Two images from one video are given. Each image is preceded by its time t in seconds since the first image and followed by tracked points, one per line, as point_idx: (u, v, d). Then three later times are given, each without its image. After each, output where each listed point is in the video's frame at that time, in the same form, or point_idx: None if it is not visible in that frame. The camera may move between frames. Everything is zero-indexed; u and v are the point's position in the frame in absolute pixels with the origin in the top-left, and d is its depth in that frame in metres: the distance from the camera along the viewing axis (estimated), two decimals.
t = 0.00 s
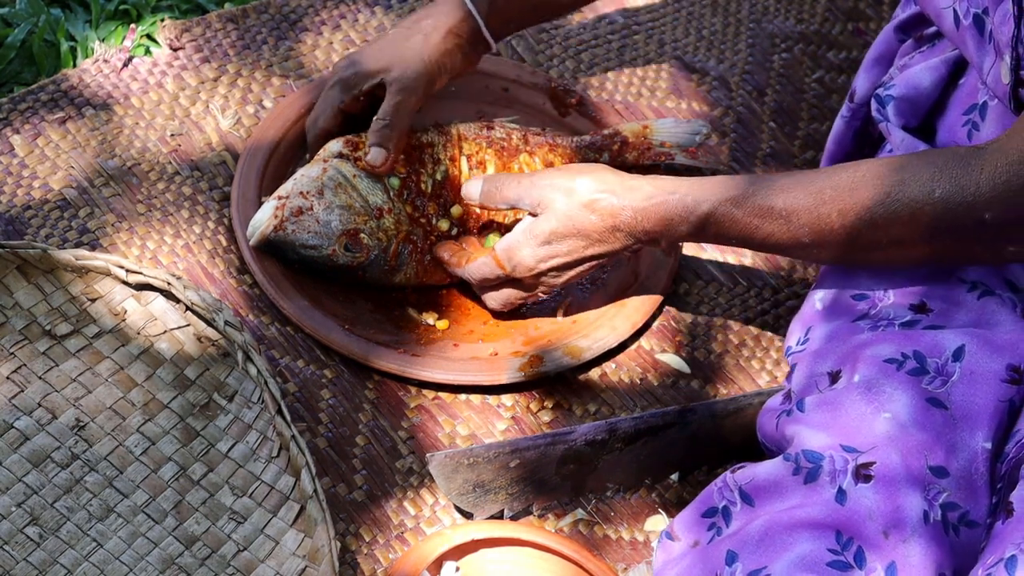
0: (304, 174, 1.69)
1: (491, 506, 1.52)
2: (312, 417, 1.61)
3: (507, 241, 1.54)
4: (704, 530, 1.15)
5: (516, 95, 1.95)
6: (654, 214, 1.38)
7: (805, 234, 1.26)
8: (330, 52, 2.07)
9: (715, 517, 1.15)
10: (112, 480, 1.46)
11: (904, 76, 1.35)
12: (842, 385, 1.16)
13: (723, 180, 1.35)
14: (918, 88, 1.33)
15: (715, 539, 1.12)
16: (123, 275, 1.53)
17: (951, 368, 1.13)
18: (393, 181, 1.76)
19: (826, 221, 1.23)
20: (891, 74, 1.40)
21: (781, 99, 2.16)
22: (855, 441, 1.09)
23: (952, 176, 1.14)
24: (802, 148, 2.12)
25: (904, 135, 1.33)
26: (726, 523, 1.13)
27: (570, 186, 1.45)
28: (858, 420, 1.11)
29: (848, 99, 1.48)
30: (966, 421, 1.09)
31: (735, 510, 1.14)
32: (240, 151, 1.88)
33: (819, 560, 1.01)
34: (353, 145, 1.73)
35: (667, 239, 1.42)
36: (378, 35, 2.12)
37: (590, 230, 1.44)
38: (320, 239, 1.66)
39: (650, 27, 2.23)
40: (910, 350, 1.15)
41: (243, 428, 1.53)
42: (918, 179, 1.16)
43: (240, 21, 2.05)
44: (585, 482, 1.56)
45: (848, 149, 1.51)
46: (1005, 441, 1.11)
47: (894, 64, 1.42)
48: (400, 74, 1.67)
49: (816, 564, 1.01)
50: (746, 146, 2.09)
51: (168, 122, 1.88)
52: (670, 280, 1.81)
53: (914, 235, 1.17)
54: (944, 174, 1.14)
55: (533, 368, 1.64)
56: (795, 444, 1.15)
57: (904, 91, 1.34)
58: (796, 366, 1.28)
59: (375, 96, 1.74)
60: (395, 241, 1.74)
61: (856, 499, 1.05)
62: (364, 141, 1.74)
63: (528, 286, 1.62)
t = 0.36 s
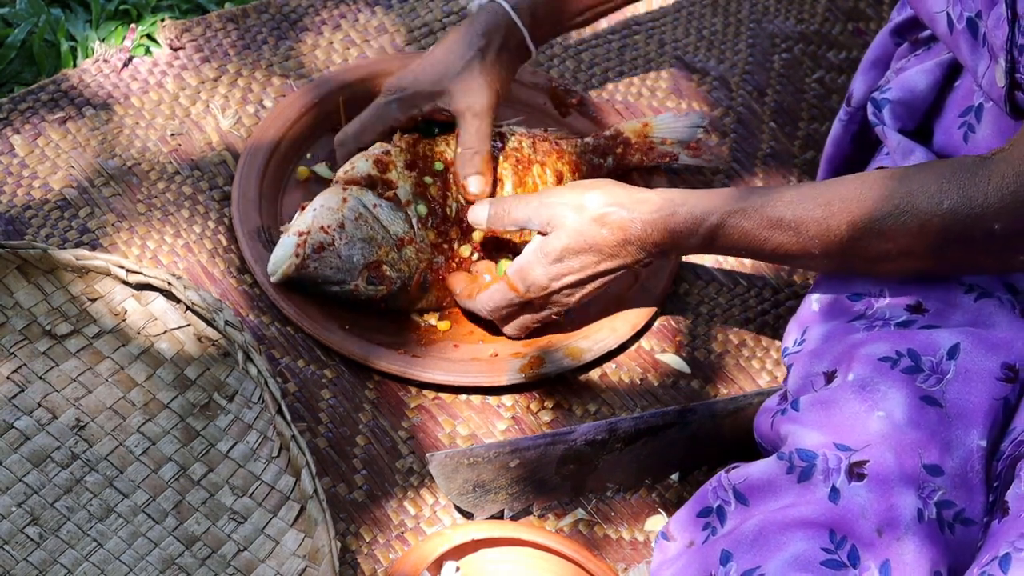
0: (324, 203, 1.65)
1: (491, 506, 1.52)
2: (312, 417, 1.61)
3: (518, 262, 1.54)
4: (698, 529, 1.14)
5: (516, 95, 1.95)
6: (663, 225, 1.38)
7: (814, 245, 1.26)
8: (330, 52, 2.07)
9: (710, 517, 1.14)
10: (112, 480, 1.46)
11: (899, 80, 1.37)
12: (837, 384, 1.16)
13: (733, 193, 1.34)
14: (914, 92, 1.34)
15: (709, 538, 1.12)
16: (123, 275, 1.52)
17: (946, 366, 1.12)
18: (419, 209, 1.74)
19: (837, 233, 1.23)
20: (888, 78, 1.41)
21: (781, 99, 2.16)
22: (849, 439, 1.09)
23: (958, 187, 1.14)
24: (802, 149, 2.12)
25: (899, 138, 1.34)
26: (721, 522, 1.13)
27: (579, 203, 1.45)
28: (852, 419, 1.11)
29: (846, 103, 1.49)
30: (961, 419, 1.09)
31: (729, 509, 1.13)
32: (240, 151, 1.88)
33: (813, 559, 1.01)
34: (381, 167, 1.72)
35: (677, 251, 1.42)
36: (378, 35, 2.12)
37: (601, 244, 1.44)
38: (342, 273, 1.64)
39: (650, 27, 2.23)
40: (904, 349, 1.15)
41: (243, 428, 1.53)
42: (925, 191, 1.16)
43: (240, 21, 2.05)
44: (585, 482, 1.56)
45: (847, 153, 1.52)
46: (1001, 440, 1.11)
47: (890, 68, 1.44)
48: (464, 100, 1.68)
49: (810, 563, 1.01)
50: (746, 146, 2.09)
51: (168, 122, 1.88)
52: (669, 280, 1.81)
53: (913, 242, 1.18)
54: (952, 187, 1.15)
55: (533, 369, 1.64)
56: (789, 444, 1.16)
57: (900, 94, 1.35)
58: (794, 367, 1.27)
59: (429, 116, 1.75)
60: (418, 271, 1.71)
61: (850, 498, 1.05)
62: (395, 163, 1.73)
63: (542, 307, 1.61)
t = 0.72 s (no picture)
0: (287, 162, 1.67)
1: (491, 506, 1.52)
2: (312, 417, 1.61)
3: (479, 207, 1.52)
4: (692, 529, 1.14)
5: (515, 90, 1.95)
6: (621, 185, 1.35)
7: (772, 211, 1.24)
8: (330, 52, 2.07)
9: (703, 517, 1.14)
10: (112, 480, 1.46)
11: (893, 76, 1.36)
12: (827, 382, 1.16)
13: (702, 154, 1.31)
14: (908, 88, 1.34)
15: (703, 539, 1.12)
16: (123, 275, 1.52)
17: (937, 364, 1.13)
18: (391, 180, 1.73)
19: (794, 200, 1.21)
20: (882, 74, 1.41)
21: (781, 99, 2.16)
22: (839, 437, 1.10)
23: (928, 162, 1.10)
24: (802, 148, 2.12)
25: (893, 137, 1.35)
26: (714, 522, 1.12)
27: (539, 155, 1.41)
28: (843, 417, 1.11)
29: (841, 96, 1.49)
30: (952, 416, 1.10)
31: (722, 509, 1.13)
32: (240, 151, 1.88)
33: (805, 557, 1.00)
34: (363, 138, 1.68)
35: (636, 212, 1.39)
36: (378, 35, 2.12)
37: (559, 199, 1.41)
38: (302, 232, 1.69)
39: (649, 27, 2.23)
40: (895, 347, 1.15)
41: (243, 428, 1.53)
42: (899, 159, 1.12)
43: (240, 21, 2.05)
44: (585, 482, 1.56)
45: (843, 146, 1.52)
46: (993, 437, 1.12)
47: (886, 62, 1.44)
48: (461, 75, 1.54)
49: (802, 562, 1.00)
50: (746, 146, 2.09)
51: (168, 122, 1.88)
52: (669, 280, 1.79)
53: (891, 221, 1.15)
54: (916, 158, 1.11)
55: (533, 368, 1.63)
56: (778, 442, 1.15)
57: (894, 91, 1.35)
58: (786, 367, 1.28)
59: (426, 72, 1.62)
60: (377, 237, 1.74)
61: (839, 496, 1.05)
62: (378, 134, 1.68)
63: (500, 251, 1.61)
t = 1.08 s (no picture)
0: (374, 283, 1.64)
1: (491, 505, 1.53)
2: (312, 417, 1.61)
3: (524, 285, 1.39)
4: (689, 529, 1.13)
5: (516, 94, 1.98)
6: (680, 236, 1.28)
7: (836, 261, 1.20)
8: (330, 52, 2.07)
9: (699, 517, 1.14)
10: (112, 480, 1.46)
11: (904, 76, 1.37)
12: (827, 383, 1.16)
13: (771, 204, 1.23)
14: (918, 88, 1.35)
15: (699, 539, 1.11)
16: (123, 275, 1.52)
17: (938, 366, 1.13)
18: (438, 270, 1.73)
19: (861, 254, 1.17)
20: (892, 73, 1.41)
21: (781, 99, 2.17)
22: (838, 438, 1.09)
23: (947, 198, 1.12)
24: (802, 148, 2.11)
25: (901, 136, 1.33)
26: (709, 522, 1.12)
27: (587, 227, 1.31)
28: (843, 418, 1.11)
29: (848, 96, 1.51)
30: (952, 418, 1.09)
31: (719, 509, 1.13)
32: (240, 151, 1.88)
33: (802, 558, 1.00)
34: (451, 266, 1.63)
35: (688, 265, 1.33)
36: (378, 35, 2.11)
37: (613, 267, 1.31)
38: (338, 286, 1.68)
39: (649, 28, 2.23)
40: (896, 348, 1.16)
41: (243, 428, 1.53)
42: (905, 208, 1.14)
43: (240, 21, 2.05)
44: (585, 482, 1.57)
45: (846, 144, 1.55)
46: (996, 441, 1.13)
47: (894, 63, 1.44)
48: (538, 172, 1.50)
49: (798, 563, 1.00)
50: (746, 146, 2.09)
51: (168, 122, 1.88)
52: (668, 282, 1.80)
53: (897, 258, 1.16)
54: (942, 193, 1.12)
55: (533, 368, 1.64)
56: (776, 442, 1.15)
57: (905, 91, 1.36)
58: (786, 367, 1.28)
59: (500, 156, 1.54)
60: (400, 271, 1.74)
61: (837, 498, 1.05)
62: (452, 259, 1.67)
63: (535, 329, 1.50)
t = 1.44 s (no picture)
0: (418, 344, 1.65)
1: (491, 505, 1.52)
2: (312, 417, 1.61)
3: (610, 335, 1.46)
4: (707, 527, 1.17)
5: (516, 94, 1.99)
6: (778, 277, 1.28)
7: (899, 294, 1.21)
8: (330, 51, 2.07)
9: (719, 515, 1.17)
10: (112, 480, 1.46)
11: (948, 74, 1.39)
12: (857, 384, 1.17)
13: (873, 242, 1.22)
14: (962, 88, 1.38)
15: (718, 538, 1.15)
16: (123, 275, 1.52)
17: (969, 374, 1.12)
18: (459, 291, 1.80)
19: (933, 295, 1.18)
20: (933, 70, 1.44)
21: (781, 98, 2.17)
22: (867, 443, 1.10)
23: (993, 239, 1.13)
24: (802, 148, 2.11)
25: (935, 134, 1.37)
26: (730, 521, 1.15)
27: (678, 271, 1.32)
28: (873, 423, 1.11)
29: (878, 91, 1.53)
30: (981, 428, 1.09)
31: (739, 508, 1.16)
32: (240, 151, 1.88)
33: (826, 563, 1.04)
34: (510, 349, 1.69)
35: (784, 303, 1.32)
36: (378, 35, 2.11)
37: (698, 312, 1.35)
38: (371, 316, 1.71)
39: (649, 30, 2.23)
40: (928, 353, 1.15)
41: (243, 428, 1.53)
42: (929, 248, 1.18)
43: (240, 21, 2.05)
44: (585, 482, 1.57)
45: (870, 141, 1.58)
46: None
47: (934, 61, 1.46)
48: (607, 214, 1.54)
49: (823, 567, 1.03)
50: (746, 146, 2.09)
51: (168, 121, 1.88)
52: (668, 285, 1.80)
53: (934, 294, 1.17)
54: (983, 235, 1.14)
55: (532, 372, 1.64)
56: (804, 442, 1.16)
57: (948, 88, 1.38)
58: (815, 366, 1.29)
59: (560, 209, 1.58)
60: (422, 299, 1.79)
61: (866, 503, 1.06)
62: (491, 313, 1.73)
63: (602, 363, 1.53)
